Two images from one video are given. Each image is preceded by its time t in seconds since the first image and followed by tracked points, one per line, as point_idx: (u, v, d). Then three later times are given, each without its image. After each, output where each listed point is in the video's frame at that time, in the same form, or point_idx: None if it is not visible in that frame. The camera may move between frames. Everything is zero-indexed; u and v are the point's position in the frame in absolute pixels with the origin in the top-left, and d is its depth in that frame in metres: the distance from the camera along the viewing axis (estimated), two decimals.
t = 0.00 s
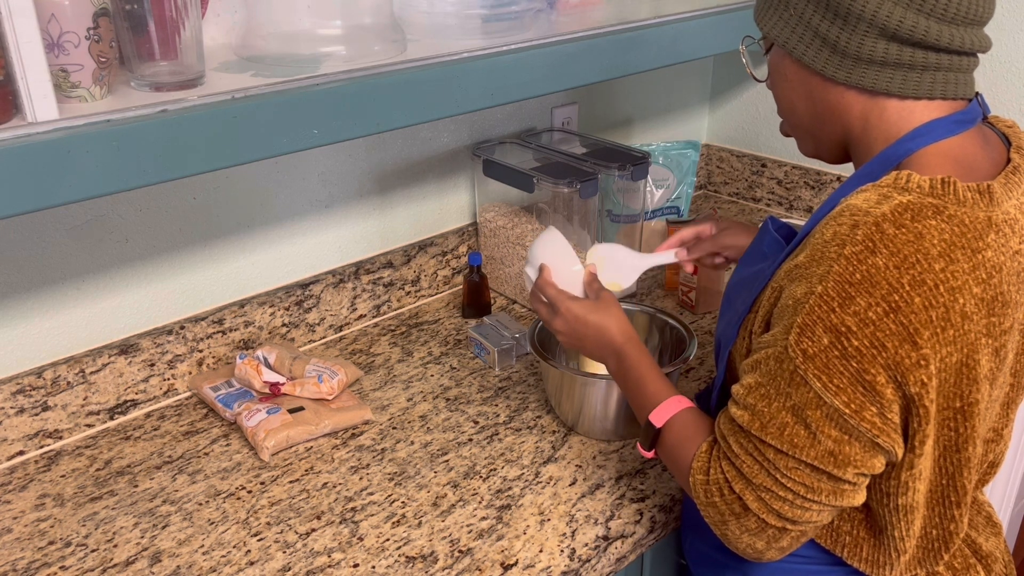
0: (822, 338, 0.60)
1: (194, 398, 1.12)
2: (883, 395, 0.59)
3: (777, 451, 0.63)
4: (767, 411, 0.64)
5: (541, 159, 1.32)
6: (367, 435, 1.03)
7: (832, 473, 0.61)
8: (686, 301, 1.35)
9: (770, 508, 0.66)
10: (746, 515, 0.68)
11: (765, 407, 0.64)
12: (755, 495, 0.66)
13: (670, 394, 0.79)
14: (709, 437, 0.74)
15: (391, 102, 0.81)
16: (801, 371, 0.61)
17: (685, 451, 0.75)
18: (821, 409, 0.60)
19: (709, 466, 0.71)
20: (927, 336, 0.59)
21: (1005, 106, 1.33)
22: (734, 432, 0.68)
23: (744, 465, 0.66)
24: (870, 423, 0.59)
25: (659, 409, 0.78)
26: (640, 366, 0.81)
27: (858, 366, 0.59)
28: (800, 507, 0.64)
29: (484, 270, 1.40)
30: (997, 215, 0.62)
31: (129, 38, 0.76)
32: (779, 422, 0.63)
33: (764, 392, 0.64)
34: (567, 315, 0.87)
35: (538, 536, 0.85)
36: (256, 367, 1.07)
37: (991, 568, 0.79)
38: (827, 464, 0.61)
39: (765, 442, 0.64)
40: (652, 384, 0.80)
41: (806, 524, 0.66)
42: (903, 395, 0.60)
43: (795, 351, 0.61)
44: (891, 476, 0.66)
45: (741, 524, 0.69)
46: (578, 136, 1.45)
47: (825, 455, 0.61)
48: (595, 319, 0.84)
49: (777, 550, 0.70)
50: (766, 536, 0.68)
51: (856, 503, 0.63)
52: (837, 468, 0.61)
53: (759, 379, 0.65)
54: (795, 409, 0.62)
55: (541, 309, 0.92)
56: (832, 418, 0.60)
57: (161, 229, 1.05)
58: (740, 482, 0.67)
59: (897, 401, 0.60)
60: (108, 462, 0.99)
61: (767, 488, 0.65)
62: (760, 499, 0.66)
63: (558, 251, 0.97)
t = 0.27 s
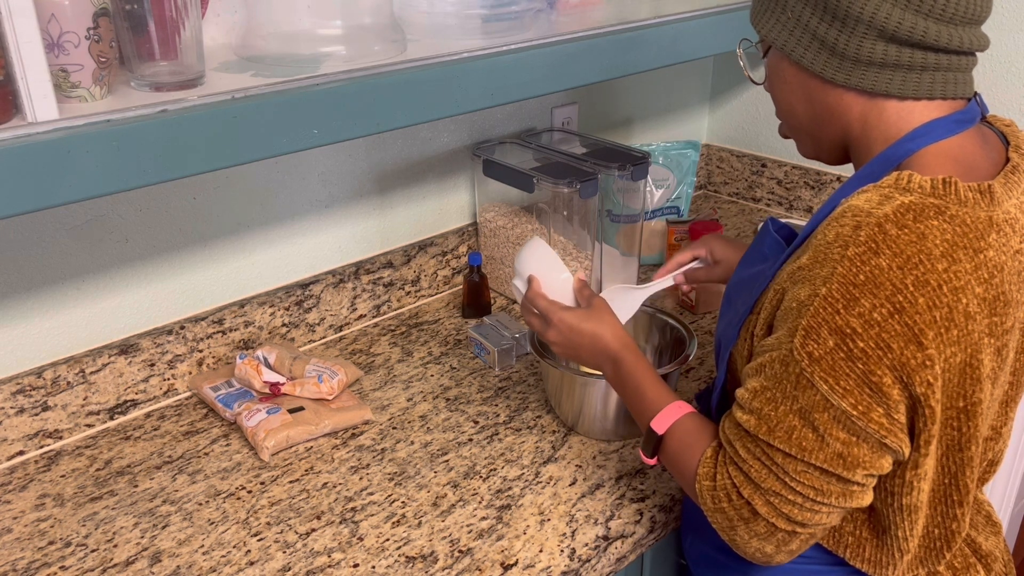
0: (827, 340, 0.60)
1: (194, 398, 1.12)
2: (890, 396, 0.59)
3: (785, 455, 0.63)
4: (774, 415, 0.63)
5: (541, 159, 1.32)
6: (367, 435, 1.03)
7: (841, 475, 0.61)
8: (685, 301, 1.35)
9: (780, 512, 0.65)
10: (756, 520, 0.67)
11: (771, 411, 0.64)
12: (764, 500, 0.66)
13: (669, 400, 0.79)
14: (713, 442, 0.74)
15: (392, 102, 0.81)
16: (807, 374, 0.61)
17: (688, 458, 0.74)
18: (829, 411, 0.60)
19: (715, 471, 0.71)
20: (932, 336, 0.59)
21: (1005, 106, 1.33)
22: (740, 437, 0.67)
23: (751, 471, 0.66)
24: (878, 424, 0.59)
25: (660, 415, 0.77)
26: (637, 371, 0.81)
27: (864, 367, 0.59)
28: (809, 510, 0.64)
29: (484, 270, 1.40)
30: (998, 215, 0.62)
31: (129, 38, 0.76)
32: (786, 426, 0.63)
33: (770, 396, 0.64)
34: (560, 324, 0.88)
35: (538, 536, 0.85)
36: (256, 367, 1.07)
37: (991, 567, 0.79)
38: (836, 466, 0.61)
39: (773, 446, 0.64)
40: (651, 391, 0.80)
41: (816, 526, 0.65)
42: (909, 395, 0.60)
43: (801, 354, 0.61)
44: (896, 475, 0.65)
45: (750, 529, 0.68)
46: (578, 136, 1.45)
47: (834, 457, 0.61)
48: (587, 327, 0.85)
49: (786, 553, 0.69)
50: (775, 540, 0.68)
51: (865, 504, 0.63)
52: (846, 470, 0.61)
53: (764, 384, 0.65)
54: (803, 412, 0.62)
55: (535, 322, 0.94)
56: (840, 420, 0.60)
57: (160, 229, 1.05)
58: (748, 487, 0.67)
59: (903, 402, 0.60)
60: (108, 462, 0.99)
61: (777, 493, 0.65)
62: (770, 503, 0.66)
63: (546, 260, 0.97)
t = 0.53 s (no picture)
0: (830, 342, 0.60)
1: (194, 398, 1.12)
2: (893, 397, 0.59)
3: (790, 458, 0.63)
4: (778, 418, 0.63)
5: (541, 159, 1.32)
6: (367, 435, 1.03)
7: (847, 477, 0.61)
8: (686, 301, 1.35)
9: (785, 515, 0.65)
10: (761, 523, 0.67)
11: (775, 414, 0.64)
12: (769, 503, 0.66)
13: (671, 404, 0.79)
14: (716, 445, 0.74)
15: (393, 102, 0.81)
16: (810, 377, 0.61)
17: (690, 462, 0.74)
18: (834, 414, 0.60)
19: (719, 476, 0.70)
20: (934, 337, 0.59)
21: (1005, 106, 1.33)
22: (744, 440, 0.67)
23: (756, 473, 0.66)
24: (882, 426, 0.59)
25: (661, 420, 0.78)
26: (637, 375, 0.81)
27: (867, 369, 0.59)
28: (814, 512, 0.64)
29: (484, 270, 1.40)
30: (999, 214, 0.62)
31: (129, 38, 0.76)
32: (791, 428, 0.63)
33: (774, 398, 0.64)
34: (559, 330, 0.88)
35: (538, 536, 0.85)
36: (256, 367, 1.07)
37: (992, 567, 0.79)
38: (842, 468, 0.61)
39: (777, 449, 0.64)
40: (651, 395, 0.80)
41: (821, 528, 0.65)
42: (912, 396, 0.60)
43: (804, 356, 0.61)
44: (899, 475, 0.66)
45: (755, 532, 0.68)
46: (578, 136, 1.45)
47: (840, 459, 0.61)
48: (586, 331, 0.85)
49: (791, 556, 0.69)
50: (781, 542, 0.68)
51: (869, 505, 0.63)
52: (852, 472, 0.61)
53: (767, 386, 0.65)
54: (807, 414, 0.62)
55: (534, 327, 0.93)
56: (845, 422, 0.60)
57: (160, 229, 1.05)
58: (753, 490, 0.67)
59: (907, 403, 0.60)
60: (108, 462, 0.99)
61: (782, 496, 0.64)
62: (775, 506, 0.65)
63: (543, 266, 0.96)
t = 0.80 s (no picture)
0: (830, 341, 0.60)
1: (194, 398, 1.12)
2: (893, 396, 0.59)
3: (792, 458, 0.63)
4: (779, 418, 0.63)
5: (541, 159, 1.32)
6: (367, 435, 1.03)
7: (848, 476, 0.61)
8: (686, 301, 1.35)
9: (787, 516, 0.65)
10: (763, 523, 0.67)
11: (776, 414, 0.64)
12: (771, 503, 0.66)
13: (673, 404, 0.79)
14: (716, 446, 0.74)
15: (393, 101, 0.81)
16: (810, 376, 0.61)
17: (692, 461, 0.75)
18: (834, 414, 0.60)
19: (720, 476, 0.70)
20: (934, 336, 0.59)
21: (1005, 106, 1.33)
22: (745, 440, 0.67)
23: (757, 474, 0.66)
24: (882, 425, 0.59)
25: (663, 421, 0.78)
26: (640, 376, 0.81)
27: (867, 368, 0.59)
28: (817, 512, 0.64)
29: (484, 270, 1.40)
30: (998, 214, 0.62)
31: (129, 39, 0.76)
32: (792, 428, 0.63)
33: (774, 399, 0.64)
34: (562, 333, 0.88)
35: (538, 536, 0.85)
36: (256, 367, 1.07)
37: (992, 567, 0.79)
38: (843, 468, 0.61)
39: (778, 449, 0.64)
40: (653, 396, 0.80)
41: (823, 529, 0.65)
42: (912, 395, 0.60)
43: (804, 356, 0.61)
44: (899, 474, 0.66)
45: (757, 533, 0.68)
46: (577, 136, 1.45)
47: (841, 459, 0.61)
48: (590, 333, 0.85)
49: (793, 557, 0.69)
50: (783, 543, 0.68)
51: (871, 504, 0.63)
52: (853, 472, 0.61)
53: (767, 387, 0.65)
54: (807, 414, 0.62)
55: (540, 332, 0.93)
56: (845, 421, 0.60)
57: (160, 229, 1.05)
58: (755, 491, 0.67)
59: (907, 402, 0.60)
60: (108, 462, 0.99)
61: (784, 496, 0.64)
62: (776, 506, 0.65)
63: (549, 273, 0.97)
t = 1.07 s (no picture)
0: (829, 341, 0.60)
1: (194, 398, 1.12)
2: (893, 397, 0.59)
3: (790, 458, 0.63)
4: (777, 418, 0.63)
5: (541, 159, 1.32)
6: (367, 435, 1.03)
7: (847, 477, 0.61)
8: (685, 301, 1.35)
9: (785, 516, 0.65)
10: (761, 523, 0.67)
11: (775, 414, 0.64)
12: (768, 502, 0.66)
13: (679, 401, 0.79)
14: (716, 446, 0.74)
15: (393, 102, 0.81)
16: (810, 376, 0.61)
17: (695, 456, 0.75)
18: (833, 413, 0.60)
19: (719, 475, 0.71)
20: (934, 337, 0.59)
21: (1005, 106, 1.33)
22: (744, 440, 0.67)
23: (756, 474, 0.66)
24: (881, 425, 0.59)
25: (666, 417, 0.78)
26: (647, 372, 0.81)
27: (866, 368, 0.59)
28: (815, 512, 0.64)
29: (484, 270, 1.40)
30: (998, 215, 0.62)
31: (129, 38, 0.76)
32: (790, 428, 0.63)
33: (773, 398, 0.64)
34: (575, 325, 0.88)
35: (538, 536, 0.85)
36: (256, 367, 1.07)
37: (991, 567, 0.79)
38: (841, 468, 0.61)
39: (777, 449, 0.64)
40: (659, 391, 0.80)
41: (821, 529, 0.65)
42: (911, 396, 0.60)
43: (803, 356, 0.61)
44: (899, 475, 0.66)
45: (756, 533, 0.68)
46: (578, 136, 1.45)
47: (839, 459, 0.61)
48: (601, 326, 0.85)
49: (792, 557, 0.69)
50: (781, 543, 0.68)
51: (869, 505, 0.63)
52: (851, 472, 0.61)
53: (766, 386, 0.65)
54: (806, 414, 0.62)
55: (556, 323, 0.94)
56: (844, 421, 0.60)
57: (161, 229, 1.05)
58: (753, 491, 0.67)
59: (906, 403, 0.60)
60: (108, 462, 0.99)
61: (782, 496, 0.64)
62: (774, 506, 0.66)
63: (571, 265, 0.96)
